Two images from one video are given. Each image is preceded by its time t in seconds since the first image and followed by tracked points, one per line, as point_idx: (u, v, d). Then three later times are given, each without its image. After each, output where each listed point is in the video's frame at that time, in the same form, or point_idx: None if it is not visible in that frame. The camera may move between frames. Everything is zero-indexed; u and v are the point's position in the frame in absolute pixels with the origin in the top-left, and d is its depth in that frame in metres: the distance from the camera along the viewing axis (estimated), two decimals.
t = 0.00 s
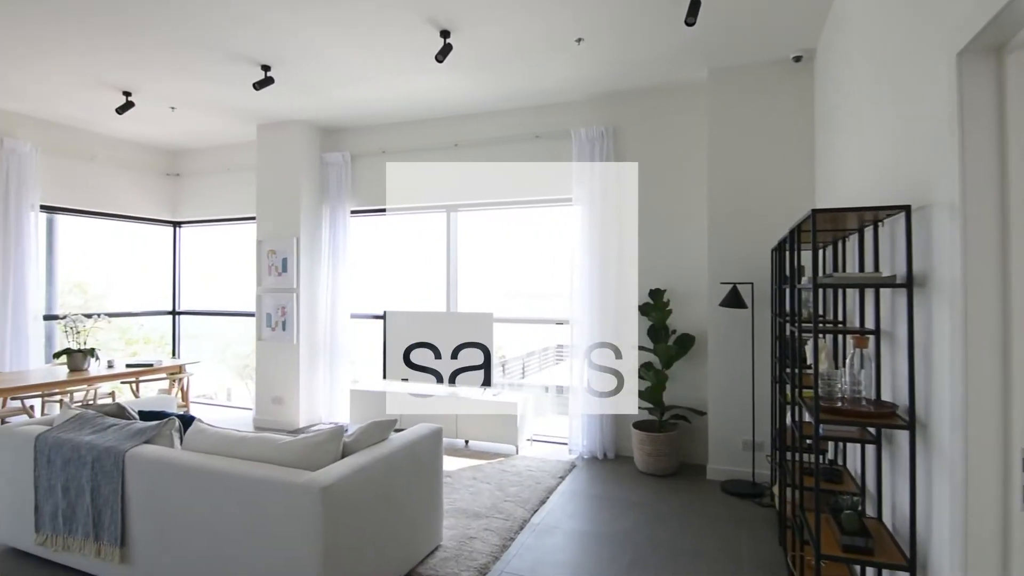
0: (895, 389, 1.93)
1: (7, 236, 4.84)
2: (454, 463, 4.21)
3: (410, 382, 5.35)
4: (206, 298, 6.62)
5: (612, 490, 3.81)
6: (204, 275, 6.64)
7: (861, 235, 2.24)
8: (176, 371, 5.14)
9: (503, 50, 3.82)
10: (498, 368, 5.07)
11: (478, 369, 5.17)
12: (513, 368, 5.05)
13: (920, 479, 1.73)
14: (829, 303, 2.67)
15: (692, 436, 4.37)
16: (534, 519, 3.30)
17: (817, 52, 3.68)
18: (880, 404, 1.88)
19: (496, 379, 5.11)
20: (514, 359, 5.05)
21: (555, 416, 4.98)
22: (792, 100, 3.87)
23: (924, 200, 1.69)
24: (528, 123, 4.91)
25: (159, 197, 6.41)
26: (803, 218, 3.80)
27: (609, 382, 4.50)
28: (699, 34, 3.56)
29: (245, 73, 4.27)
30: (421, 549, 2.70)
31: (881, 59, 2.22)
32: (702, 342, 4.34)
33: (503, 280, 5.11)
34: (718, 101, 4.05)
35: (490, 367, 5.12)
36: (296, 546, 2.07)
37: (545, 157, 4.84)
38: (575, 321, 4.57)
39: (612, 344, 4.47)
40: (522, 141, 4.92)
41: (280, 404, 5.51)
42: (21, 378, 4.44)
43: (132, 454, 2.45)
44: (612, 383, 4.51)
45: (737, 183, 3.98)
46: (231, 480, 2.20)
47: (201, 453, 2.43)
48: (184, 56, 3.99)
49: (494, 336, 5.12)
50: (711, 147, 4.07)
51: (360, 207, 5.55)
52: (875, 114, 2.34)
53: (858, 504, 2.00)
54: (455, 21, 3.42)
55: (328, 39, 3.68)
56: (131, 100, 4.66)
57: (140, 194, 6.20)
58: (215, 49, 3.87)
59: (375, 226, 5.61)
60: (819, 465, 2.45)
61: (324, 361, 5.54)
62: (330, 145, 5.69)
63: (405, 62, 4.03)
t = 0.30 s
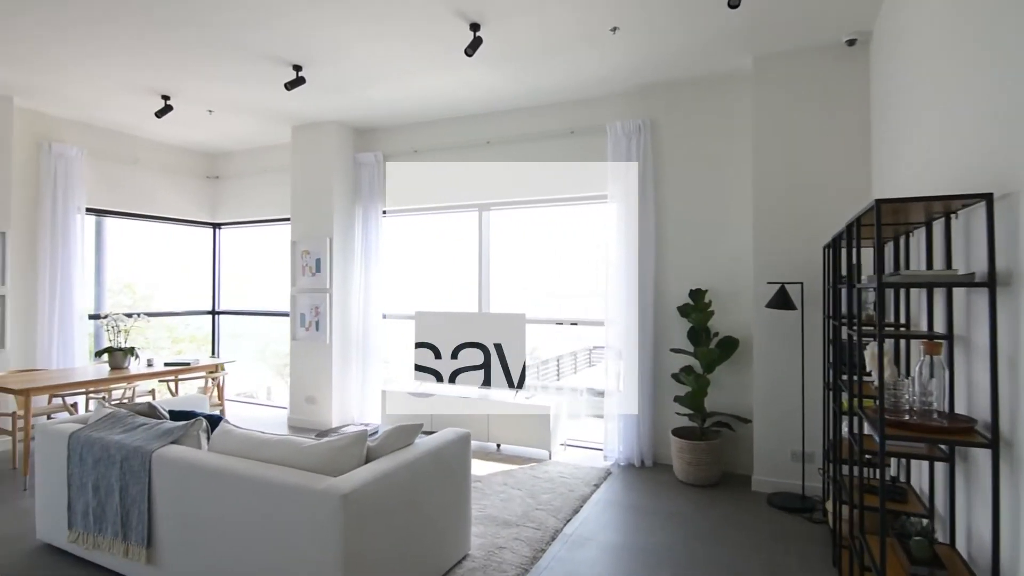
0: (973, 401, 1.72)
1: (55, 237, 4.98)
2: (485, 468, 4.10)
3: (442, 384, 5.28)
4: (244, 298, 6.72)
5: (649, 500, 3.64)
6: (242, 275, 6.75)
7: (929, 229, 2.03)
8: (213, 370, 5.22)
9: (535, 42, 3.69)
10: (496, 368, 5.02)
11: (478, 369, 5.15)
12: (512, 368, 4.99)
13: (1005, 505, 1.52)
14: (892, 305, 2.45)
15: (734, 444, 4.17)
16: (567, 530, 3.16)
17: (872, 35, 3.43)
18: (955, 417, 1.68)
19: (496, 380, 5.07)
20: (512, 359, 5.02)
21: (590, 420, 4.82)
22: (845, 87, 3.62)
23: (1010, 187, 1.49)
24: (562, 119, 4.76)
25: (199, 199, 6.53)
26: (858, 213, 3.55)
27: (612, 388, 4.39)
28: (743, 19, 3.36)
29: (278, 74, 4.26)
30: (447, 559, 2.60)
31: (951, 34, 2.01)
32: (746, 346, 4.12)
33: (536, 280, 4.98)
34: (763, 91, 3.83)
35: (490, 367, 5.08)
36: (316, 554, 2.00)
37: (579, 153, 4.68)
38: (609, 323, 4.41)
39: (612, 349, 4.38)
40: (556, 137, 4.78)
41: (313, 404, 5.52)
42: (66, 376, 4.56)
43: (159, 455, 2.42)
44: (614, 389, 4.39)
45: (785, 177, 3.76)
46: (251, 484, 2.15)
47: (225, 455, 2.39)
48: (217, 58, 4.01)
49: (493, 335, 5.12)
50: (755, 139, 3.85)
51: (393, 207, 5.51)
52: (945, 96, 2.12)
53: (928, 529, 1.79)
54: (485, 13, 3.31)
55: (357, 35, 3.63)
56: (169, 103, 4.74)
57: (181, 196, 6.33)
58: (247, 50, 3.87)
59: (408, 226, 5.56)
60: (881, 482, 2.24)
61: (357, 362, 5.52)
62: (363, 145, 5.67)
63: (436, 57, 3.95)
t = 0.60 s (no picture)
0: None
1: (97, 238, 5.10)
2: (515, 473, 3.98)
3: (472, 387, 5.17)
4: (280, 298, 6.78)
5: (688, 511, 3.45)
6: (277, 275, 6.81)
7: (1010, 221, 1.81)
8: (247, 368, 5.26)
9: (567, 32, 3.55)
10: (496, 366, 4.98)
11: (478, 369, 5.12)
12: (512, 367, 4.94)
13: None
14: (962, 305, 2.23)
15: (780, 453, 3.94)
16: (600, 542, 3.01)
17: (933, 14, 3.17)
18: None
19: (496, 379, 5.03)
20: (512, 357, 4.97)
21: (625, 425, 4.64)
22: (901, 72, 3.37)
23: None
24: (595, 113, 4.61)
25: (235, 200, 6.61)
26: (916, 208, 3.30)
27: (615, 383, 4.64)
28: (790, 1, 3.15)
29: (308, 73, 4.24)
30: (474, 570, 2.49)
31: None
32: (792, 350, 3.88)
33: (569, 280, 4.84)
34: (812, 79, 3.60)
35: (489, 366, 5.04)
36: (336, 566, 1.91)
37: (614, 148, 4.52)
38: (645, 325, 4.23)
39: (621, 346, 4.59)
40: (589, 133, 4.62)
41: (345, 405, 5.51)
42: (106, 373, 4.65)
43: (183, 456, 2.39)
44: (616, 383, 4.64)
45: (835, 170, 3.53)
46: (271, 491, 2.08)
47: (248, 458, 2.33)
48: (248, 58, 4.00)
49: (505, 336, 5.06)
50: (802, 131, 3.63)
51: (424, 208, 5.43)
52: None
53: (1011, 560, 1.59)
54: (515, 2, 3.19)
55: (386, 30, 3.56)
56: (204, 104, 4.78)
57: (218, 198, 6.42)
58: (276, 48, 3.84)
59: (439, 225, 5.49)
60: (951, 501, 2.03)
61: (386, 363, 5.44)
62: (394, 145, 5.63)
63: (466, 51, 3.85)
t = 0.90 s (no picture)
0: None
1: (135, 238, 5.20)
2: (545, 479, 3.87)
3: (502, 390, 5.06)
4: (313, 297, 6.82)
5: (728, 524, 3.26)
6: (311, 275, 6.86)
7: None
8: (279, 368, 5.27)
9: (599, 22, 3.40)
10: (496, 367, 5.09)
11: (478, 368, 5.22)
12: (512, 368, 5.05)
13: None
14: None
15: (825, 462, 3.72)
16: (634, 554, 2.86)
17: None
18: None
19: (496, 379, 5.14)
20: (512, 359, 5.06)
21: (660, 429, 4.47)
22: (963, 55, 3.11)
23: None
24: (628, 107, 4.44)
25: (269, 201, 6.67)
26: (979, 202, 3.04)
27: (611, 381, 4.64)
28: None
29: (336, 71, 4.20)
30: None
31: None
32: (841, 354, 3.64)
33: (602, 280, 4.69)
34: (862, 64, 3.37)
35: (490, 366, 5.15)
36: None
37: (648, 143, 4.34)
38: (681, 327, 4.05)
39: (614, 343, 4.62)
40: (622, 127, 4.45)
41: (375, 405, 5.48)
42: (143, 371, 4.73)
43: (205, 457, 2.36)
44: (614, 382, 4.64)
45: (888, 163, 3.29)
46: (290, 497, 2.02)
47: (268, 462, 2.28)
48: (276, 57, 3.98)
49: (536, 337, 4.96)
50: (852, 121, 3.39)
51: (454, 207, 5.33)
52: None
53: None
54: None
55: (413, 25, 3.48)
56: (236, 105, 4.81)
57: (252, 198, 6.49)
58: (303, 46, 3.81)
59: (469, 224, 5.40)
60: None
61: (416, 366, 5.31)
62: (424, 143, 5.56)
63: (494, 44, 3.74)
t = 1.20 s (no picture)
0: None
1: (171, 239, 5.29)
2: (575, 487, 3.73)
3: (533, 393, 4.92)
4: (346, 297, 6.83)
5: (768, 538, 3.07)
6: (344, 275, 6.87)
7: None
8: (310, 369, 5.24)
9: (629, 11, 3.24)
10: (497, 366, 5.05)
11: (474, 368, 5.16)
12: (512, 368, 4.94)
13: None
14: None
15: (875, 475, 3.47)
16: (668, 569, 2.71)
17: None
18: None
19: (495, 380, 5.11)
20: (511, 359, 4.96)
21: (697, 434, 4.28)
22: None
23: None
24: (662, 100, 4.25)
25: (302, 202, 6.72)
26: None
27: (610, 382, 4.54)
28: None
29: (362, 68, 4.16)
30: None
31: None
32: (893, 358, 3.40)
33: (635, 279, 4.52)
34: (917, 46, 3.12)
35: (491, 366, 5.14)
36: None
37: (682, 137, 4.14)
38: (718, 329, 3.86)
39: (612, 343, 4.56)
40: (655, 121, 4.26)
41: (404, 405, 5.37)
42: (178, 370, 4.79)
43: (225, 460, 2.33)
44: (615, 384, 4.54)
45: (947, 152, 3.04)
46: (307, 503, 1.96)
47: (286, 466, 2.22)
48: (303, 55, 3.96)
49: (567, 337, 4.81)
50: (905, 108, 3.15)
51: (484, 205, 5.24)
52: None
53: None
54: None
55: (438, 18, 3.40)
56: (267, 106, 4.84)
57: (286, 199, 6.55)
58: (329, 43, 3.77)
59: (500, 223, 5.30)
60: None
61: (446, 366, 5.18)
62: (454, 141, 5.49)
63: (522, 36, 3.62)
